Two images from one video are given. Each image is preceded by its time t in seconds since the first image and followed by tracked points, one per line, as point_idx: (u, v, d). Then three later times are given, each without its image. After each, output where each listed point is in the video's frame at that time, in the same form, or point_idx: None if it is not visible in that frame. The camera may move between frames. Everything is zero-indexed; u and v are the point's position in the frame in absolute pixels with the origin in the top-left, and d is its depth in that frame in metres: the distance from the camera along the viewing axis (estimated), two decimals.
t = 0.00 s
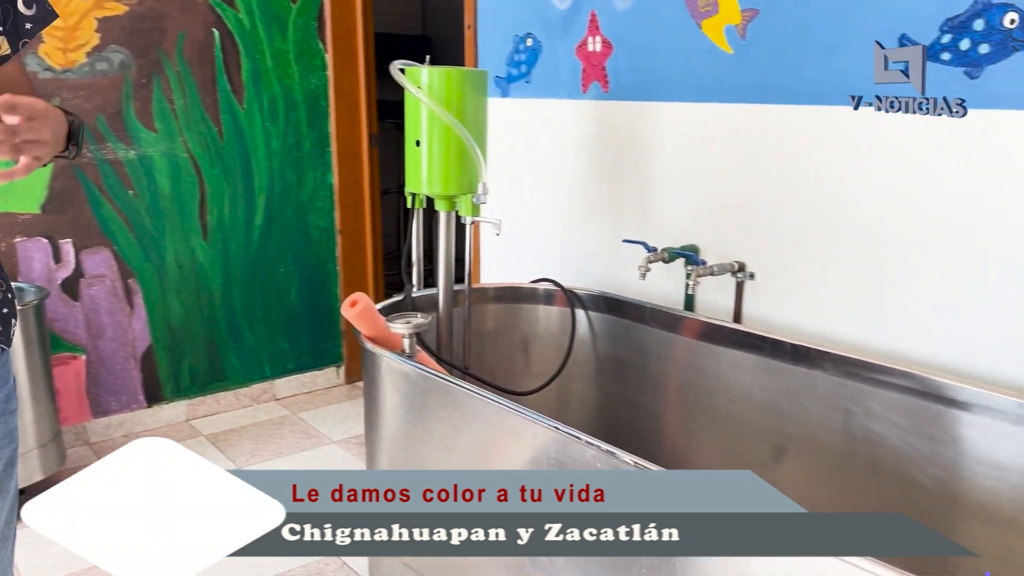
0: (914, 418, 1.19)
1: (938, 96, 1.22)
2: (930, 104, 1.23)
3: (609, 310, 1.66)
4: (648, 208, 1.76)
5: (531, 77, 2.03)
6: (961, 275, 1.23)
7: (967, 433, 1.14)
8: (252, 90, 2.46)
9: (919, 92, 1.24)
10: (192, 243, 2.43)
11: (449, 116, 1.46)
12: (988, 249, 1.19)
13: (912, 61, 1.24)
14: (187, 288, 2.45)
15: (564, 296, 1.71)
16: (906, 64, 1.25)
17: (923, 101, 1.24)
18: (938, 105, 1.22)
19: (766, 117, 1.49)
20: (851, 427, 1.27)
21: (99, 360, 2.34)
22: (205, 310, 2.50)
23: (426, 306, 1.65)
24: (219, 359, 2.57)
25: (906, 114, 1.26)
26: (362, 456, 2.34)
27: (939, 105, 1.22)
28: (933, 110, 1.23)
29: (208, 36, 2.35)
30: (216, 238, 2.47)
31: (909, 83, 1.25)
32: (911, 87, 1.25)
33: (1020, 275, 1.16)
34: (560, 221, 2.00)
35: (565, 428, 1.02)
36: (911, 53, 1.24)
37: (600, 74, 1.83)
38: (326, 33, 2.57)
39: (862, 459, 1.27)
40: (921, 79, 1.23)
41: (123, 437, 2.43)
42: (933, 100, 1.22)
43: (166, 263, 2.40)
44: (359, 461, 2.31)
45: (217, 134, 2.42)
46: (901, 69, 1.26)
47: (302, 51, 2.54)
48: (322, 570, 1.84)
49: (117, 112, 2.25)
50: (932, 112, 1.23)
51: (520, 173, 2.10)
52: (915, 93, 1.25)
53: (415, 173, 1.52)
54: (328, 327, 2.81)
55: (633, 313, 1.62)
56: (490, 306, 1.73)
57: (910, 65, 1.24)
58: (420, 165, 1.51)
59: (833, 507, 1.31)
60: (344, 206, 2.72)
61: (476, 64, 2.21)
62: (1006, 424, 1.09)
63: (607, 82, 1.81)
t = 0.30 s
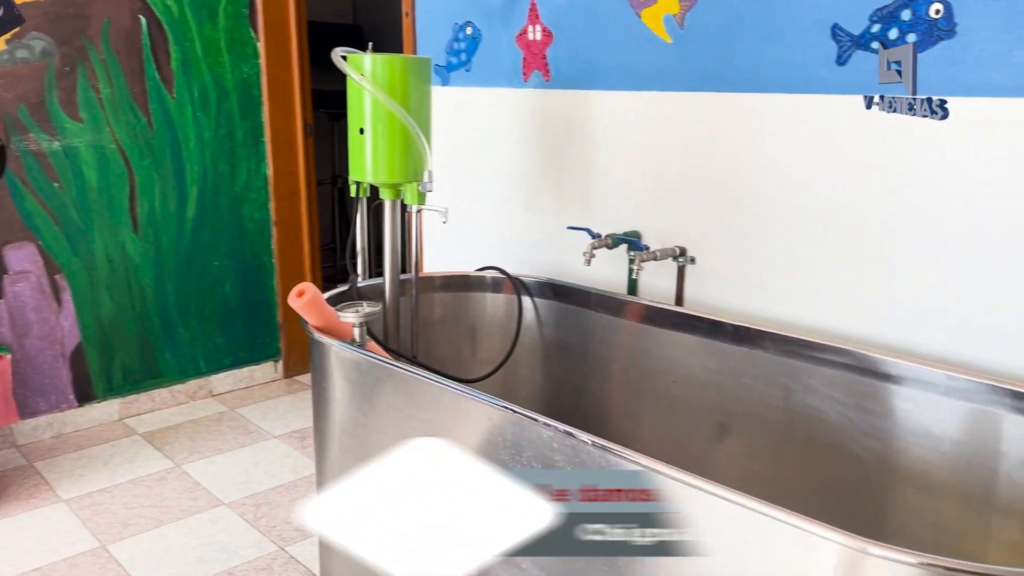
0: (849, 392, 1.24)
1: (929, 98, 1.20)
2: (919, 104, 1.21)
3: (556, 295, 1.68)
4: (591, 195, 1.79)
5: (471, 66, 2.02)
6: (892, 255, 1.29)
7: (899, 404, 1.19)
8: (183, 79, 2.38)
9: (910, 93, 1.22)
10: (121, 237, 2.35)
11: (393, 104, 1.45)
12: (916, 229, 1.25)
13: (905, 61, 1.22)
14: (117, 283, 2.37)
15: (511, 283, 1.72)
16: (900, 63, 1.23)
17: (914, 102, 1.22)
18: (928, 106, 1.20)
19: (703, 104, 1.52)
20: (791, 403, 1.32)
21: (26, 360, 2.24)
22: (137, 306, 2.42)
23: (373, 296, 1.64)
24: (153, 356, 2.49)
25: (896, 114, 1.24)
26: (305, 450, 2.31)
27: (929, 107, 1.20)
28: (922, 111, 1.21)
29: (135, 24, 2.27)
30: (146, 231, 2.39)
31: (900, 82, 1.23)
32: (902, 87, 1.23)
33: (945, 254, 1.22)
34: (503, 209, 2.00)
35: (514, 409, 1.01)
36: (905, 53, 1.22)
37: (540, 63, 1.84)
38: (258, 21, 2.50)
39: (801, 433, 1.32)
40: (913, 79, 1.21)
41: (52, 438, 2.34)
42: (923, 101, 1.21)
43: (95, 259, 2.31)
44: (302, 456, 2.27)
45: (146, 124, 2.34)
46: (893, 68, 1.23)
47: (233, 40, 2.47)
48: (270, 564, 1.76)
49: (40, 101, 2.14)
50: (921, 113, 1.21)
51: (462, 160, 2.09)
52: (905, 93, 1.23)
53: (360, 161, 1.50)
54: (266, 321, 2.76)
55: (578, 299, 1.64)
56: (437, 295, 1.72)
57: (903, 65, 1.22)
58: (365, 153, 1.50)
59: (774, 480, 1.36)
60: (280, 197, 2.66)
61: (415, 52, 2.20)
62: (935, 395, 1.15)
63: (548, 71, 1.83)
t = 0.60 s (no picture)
0: (793, 374, 1.29)
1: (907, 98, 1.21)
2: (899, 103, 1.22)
3: (506, 287, 1.68)
4: (538, 186, 1.80)
5: (414, 58, 2.01)
6: (830, 242, 1.34)
7: (840, 385, 1.23)
8: (113, 71, 2.30)
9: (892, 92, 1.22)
10: (50, 234, 2.26)
11: (339, 96, 1.43)
12: (852, 216, 1.30)
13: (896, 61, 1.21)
14: (47, 282, 2.28)
15: (460, 276, 1.72)
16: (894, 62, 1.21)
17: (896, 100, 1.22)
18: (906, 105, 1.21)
19: (648, 97, 1.55)
20: (736, 386, 1.36)
21: None
22: (69, 306, 2.34)
23: (320, 290, 1.62)
24: (87, 357, 2.41)
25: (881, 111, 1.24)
26: (249, 449, 2.26)
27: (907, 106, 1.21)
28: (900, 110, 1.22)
29: (61, 14, 2.18)
30: (77, 229, 2.31)
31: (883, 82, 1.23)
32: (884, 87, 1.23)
33: (880, 239, 1.28)
34: (449, 202, 2.00)
35: (471, 399, 1.02)
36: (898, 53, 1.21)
37: (484, 55, 1.84)
38: (191, 12, 2.43)
39: (747, 417, 1.35)
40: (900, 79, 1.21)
41: None
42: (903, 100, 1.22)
43: (22, 258, 2.22)
44: (246, 455, 2.23)
45: (75, 118, 2.25)
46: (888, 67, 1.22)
47: (165, 31, 2.39)
48: (218, 565, 1.72)
49: None
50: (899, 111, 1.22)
51: (407, 153, 2.08)
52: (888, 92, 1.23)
53: (305, 154, 1.48)
54: (206, 319, 2.69)
55: (528, 290, 1.65)
56: (387, 289, 1.71)
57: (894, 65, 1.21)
58: (310, 146, 1.47)
59: (721, 462, 1.39)
60: (216, 192, 2.60)
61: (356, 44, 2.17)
62: (874, 374, 1.19)
63: (492, 63, 1.82)
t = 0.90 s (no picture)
0: (741, 362, 1.32)
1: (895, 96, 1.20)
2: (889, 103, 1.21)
3: (457, 282, 1.68)
4: (487, 180, 1.80)
5: (358, 53, 1.99)
6: (774, 233, 1.38)
7: (787, 372, 1.27)
8: (43, 66, 2.21)
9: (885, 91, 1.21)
10: None
11: (285, 91, 1.41)
12: (795, 208, 1.35)
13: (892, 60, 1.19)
14: None
15: (411, 272, 1.71)
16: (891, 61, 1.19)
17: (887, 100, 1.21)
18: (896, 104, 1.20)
19: (595, 92, 1.56)
20: (686, 375, 1.38)
21: None
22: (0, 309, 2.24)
23: (268, 288, 1.60)
24: (20, 363, 2.31)
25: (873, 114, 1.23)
26: (194, 453, 2.21)
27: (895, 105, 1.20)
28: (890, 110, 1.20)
29: None
30: (8, 229, 2.22)
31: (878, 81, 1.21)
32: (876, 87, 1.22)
33: (822, 229, 1.32)
34: (397, 198, 1.98)
35: (428, 393, 1.01)
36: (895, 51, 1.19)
37: (431, 50, 1.83)
38: (124, 5, 2.36)
39: (697, 405, 1.38)
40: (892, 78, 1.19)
41: None
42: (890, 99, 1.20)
43: None
44: (191, 458, 2.17)
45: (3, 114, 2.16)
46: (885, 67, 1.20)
47: (98, 25, 2.32)
48: (166, 570, 1.68)
49: None
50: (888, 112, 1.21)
51: (353, 149, 2.05)
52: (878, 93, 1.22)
53: (251, 150, 1.45)
54: (146, 321, 2.61)
55: (479, 284, 1.65)
56: (337, 286, 1.69)
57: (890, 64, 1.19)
58: (256, 142, 1.45)
59: (673, 449, 1.42)
60: (154, 191, 2.52)
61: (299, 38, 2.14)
62: (819, 361, 1.23)
63: (439, 58, 1.82)
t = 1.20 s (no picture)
0: (694, 354, 1.34)
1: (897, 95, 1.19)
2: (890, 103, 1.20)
3: (414, 280, 1.68)
4: (442, 177, 1.79)
5: (308, 48, 1.96)
6: (725, 226, 1.41)
7: (739, 362, 1.30)
8: None
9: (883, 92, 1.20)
10: None
11: (235, 86, 1.40)
12: (744, 203, 1.38)
13: (896, 61, 1.18)
14: None
15: (365, 269, 1.70)
16: (894, 62, 1.19)
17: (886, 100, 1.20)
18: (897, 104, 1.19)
19: (548, 88, 1.57)
20: (641, 367, 1.41)
21: None
22: None
23: (219, 287, 1.57)
24: None
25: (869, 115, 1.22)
26: (143, 457, 2.15)
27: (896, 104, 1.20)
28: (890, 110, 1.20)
29: None
30: None
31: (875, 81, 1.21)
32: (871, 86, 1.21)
33: (770, 222, 1.36)
34: (349, 195, 1.96)
35: (387, 390, 1.01)
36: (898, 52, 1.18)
37: (382, 46, 1.81)
38: None
39: (652, 396, 1.41)
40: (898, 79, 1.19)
41: None
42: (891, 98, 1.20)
43: None
44: (141, 463, 2.12)
45: None
46: (886, 67, 1.19)
47: (35, 20, 2.24)
48: None
49: None
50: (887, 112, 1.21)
51: (304, 146, 2.02)
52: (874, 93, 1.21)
53: (200, 147, 1.43)
54: (90, 324, 2.53)
55: (435, 281, 1.65)
56: (290, 285, 1.67)
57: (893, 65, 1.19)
58: (206, 139, 1.43)
59: (629, 439, 1.45)
60: (97, 190, 2.45)
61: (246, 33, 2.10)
62: (770, 351, 1.26)
63: (390, 54, 1.80)
